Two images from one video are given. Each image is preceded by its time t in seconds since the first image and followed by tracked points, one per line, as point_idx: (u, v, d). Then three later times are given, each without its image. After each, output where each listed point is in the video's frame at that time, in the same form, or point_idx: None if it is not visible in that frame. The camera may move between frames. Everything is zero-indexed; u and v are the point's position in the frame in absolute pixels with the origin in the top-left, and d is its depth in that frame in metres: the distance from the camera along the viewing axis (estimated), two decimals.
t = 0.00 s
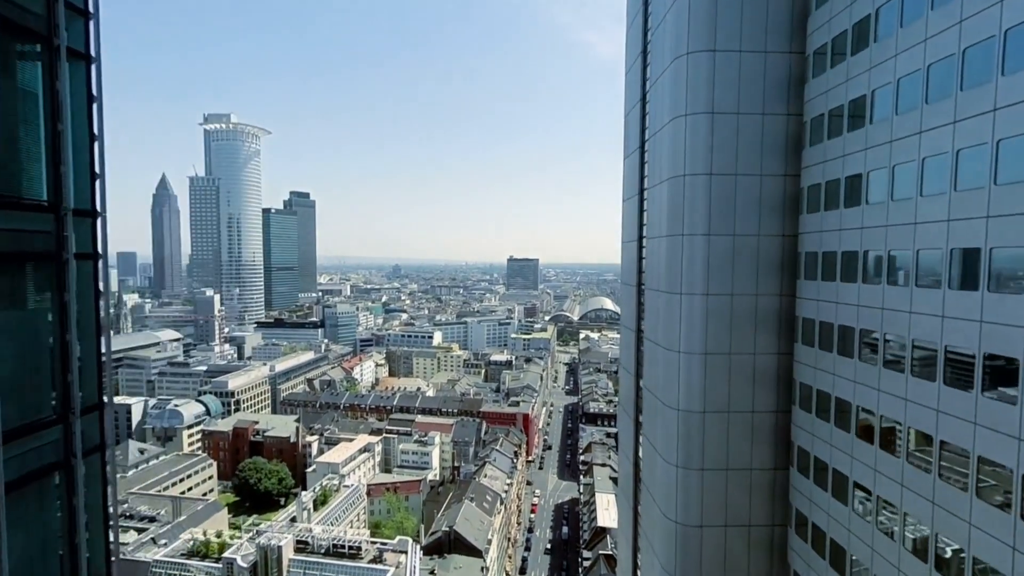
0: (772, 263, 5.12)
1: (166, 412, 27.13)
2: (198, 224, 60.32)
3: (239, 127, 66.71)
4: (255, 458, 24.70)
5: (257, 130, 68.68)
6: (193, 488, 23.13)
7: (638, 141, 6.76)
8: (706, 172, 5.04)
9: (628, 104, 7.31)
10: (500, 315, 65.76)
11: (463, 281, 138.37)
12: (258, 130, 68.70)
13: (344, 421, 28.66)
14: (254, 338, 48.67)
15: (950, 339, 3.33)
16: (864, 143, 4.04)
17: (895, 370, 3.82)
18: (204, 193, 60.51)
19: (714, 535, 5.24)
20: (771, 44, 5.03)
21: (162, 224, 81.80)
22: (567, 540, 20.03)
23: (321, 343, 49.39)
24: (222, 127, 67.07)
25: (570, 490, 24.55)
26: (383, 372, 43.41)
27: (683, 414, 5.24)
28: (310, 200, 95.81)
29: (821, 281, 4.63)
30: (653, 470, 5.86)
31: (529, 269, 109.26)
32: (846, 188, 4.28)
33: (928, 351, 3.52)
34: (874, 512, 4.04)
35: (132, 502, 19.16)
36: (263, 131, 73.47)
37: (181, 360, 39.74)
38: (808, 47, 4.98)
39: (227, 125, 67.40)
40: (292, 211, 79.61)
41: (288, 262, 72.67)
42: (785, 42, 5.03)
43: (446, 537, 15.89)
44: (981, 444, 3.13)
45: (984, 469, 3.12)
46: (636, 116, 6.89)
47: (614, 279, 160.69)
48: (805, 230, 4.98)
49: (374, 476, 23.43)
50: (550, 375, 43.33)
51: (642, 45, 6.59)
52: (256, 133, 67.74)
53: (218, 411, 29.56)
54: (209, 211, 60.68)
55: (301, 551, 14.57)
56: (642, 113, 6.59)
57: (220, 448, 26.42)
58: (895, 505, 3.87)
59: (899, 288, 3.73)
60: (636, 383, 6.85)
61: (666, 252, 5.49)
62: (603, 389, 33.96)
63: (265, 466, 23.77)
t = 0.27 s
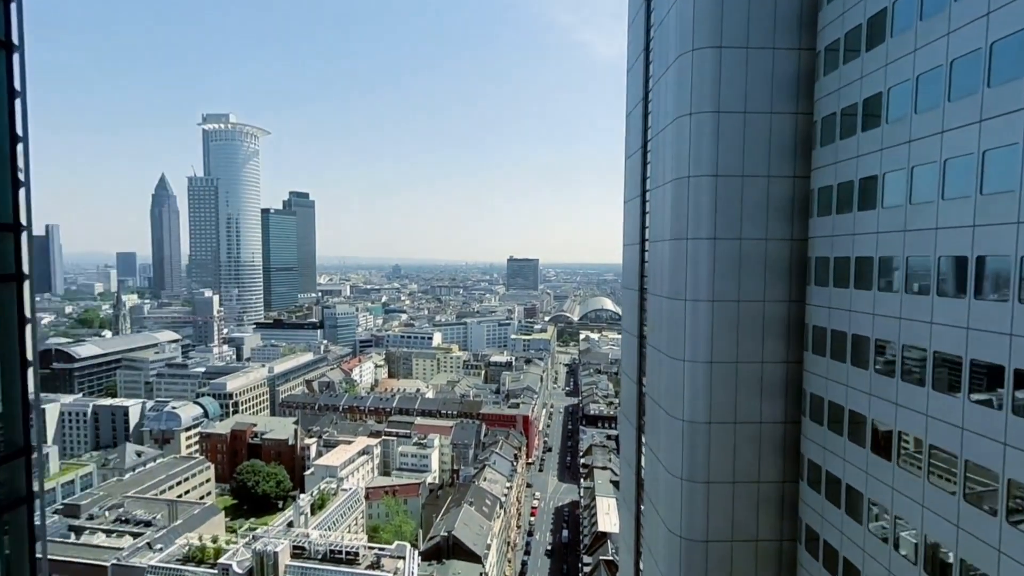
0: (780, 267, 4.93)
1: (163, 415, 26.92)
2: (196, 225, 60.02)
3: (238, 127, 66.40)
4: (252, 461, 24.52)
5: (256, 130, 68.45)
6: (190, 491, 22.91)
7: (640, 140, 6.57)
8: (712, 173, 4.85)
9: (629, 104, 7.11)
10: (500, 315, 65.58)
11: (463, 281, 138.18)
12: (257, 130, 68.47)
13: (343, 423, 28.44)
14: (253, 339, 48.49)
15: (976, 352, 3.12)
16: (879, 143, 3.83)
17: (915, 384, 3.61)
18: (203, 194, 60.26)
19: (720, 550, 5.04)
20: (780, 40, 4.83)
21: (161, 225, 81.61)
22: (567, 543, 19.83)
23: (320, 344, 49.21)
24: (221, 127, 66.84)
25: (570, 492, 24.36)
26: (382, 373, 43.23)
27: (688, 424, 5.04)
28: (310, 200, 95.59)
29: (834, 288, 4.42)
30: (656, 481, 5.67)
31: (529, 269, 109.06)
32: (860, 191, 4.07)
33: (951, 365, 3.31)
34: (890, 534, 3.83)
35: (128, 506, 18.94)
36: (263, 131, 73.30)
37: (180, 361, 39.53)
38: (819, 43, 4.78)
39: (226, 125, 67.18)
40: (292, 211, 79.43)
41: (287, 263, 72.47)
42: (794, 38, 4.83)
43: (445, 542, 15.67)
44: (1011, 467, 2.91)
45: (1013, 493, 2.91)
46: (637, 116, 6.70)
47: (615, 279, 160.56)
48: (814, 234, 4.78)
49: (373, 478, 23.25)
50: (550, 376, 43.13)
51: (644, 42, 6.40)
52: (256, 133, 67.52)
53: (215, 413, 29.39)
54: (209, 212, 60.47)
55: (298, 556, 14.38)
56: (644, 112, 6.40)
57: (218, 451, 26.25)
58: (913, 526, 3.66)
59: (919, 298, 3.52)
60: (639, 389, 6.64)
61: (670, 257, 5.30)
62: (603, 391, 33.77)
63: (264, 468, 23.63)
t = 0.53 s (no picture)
0: (789, 273, 4.74)
1: (160, 417, 26.72)
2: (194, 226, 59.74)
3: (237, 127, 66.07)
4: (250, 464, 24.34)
5: (255, 130, 68.20)
6: (187, 495, 22.72)
7: (642, 141, 6.37)
8: (717, 175, 4.66)
9: (631, 103, 6.92)
10: (499, 315, 65.39)
11: (463, 282, 137.98)
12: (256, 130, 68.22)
13: (341, 425, 28.23)
14: (252, 340, 48.30)
15: (1004, 367, 2.91)
16: (897, 143, 3.62)
17: (936, 400, 3.40)
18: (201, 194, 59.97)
19: (726, 567, 4.85)
20: (789, 36, 4.63)
21: (160, 225, 81.45)
22: (567, 548, 19.62)
23: (319, 345, 49.01)
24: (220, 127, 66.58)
25: (570, 495, 24.16)
26: (382, 375, 43.02)
27: (693, 436, 4.85)
28: (309, 200, 95.35)
29: (847, 295, 4.22)
30: (659, 493, 5.47)
31: (529, 269, 108.89)
32: (876, 193, 3.85)
33: (976, 380, 3.09)
34: (910, 558, 3.60)
35: (124, 510, 18.74)
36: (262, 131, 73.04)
37: (178, 362, 39.32)
38: (831, 40, 4.58)
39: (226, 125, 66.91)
40: (291, 211, 79.25)
41: (286, 263, 72.24)
42: (804, 34, 4.63)
43: (443, 548, 15.46)
44: None
45: None
46: (639, 116, 6.51)
47: (615, 279, 160.40)
48: (825, 239, 4.59)
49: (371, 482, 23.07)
50: (550, 377, 42.94)
51: (646, 39, 6.21)
52: (255, 133, 67.28)
53: (213, 415, 29.22)
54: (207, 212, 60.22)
55: (294, 562, 14.17)
56: (647, 112, 6.21)
57: (215, 453, 26.07)
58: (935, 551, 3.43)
59: (941, 308, 3.31)
60: (641, 397, 6.44)
61: (673, 262, 5.11)
62: (603, 392, 33.54)
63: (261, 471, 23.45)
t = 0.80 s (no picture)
0: (797, 277, 4.58)
1: (158, 418, 26.56)
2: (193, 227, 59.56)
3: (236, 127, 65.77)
4: (249, 466, 24.17)
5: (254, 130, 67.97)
6: (185, 497, 22.57)
7: (644, 140, 6.22)
8: (723, 177, 4.51)
9: (633, 103, 6.77)
10: (499, 316, 65.24)
11: (463, 282, 137.81)
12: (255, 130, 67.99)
13: (340, 427, 28.06)
14: (251, 341, 48.17)
15: None
16: (912, 143, 3.45)
17: (954, 415, 3.22)
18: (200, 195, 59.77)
19: None
20: (795, 33, 4.48)
21: (159, 226, 81.34)
22: (568, 551, 19.44)
23: (318, 346, 48.85)
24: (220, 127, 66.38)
25: (571, 498, 23.97)
26: (381, 376, 42.87)
27: (697, 446, 4.69)
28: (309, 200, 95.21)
29: (859, 301, 4.04)
30: (662, 504, 5.32)
31: (529, 269, 108.76)
32: (889, 196, 3.68)
33: (998, 395, 2.91)
34: None
35: (120, 513, 18.58)
36: (261, 132, 72.85)
37: (176, 363, 39.15)
38: (841, 37, 4.43)
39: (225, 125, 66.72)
40: (291, 211, 79.06)
41: (286, 264, 72.09)
42: (811, 31, 4.48)
43: (442, 552, 15.26)
44: None
45: None
46: (641, 116, 6.36)
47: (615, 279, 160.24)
48: (835, 243, 4.42)
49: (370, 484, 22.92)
50: (550, 378, 42.78)
51: (648, 36, 6.06)
52: (254, 133, 67.08)
53: (212, 417, 29.04)
54: (206, 213, 59.98)
55: (292, 567, 14.02)
56: (649, 112, 6.06)
57: (214, 455, 25.92)
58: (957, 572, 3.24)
59: (960, 317, 3.14)
60: (643, 402, 6.28)
61: (677, 266, 4.96)
62: (604, 394, 33.37)
63: (260, 473, 23.31)
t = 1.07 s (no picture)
0: (808, 283, 4.38)
1: (155, 420, 26.36)
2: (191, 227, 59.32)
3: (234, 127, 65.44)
4: (246, 468, 24.00)
5: (253, 130, 67.72)
6: (182, 500, 22.39)
7: (647, 141, 6.03)
8: (729, 178, 4.32)
9: (635, 102, 6.58)
10: (499, 316, 65.02)
11: (463, 282, 137.61)
12: (254, 130, 67.74)
13: (339, 429, 27.86)
14: (249, 342, 48.01)
15: None
16: (933, 143, 3.25)
17: (983, 432, 3.00)
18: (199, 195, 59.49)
19: None
20: (806, 28, 4.28)
21: (158, 226, 81.17)
22: (568, 554, 19.24)
23: (317, 346, 48.68)
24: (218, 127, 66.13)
25: (571, 500, 23.78)
26: (380, 377, 42.70)
27: (703, 459, 4.50)
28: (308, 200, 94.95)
29: (875, 309, 3.83)
30: (666, 517, 5.12)
31: (529, 269, 108.60)
32: (908, 199, 3.47)
33: None
34: None
35: (115, 518, 18.39)
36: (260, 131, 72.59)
37: (174, 364, 38.95)
38: (854, 32, 4.24)
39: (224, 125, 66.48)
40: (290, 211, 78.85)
41: (285, 264, 71.87)
42: (823, 26, 4.28)
43: (440, 557, 15.07)
44: None
45: None
46: (643, 114, 6.15)
47: (615, 279, 160.07)
48: (847, 247, 4.23)
49: (369, 487, 22.75)
50: (550, 379, 42.57)
51: (651, 32, 5.86)
52: (253, 133, 66.84)
53: (210, 418, 28.87)
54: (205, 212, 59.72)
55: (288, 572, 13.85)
56: (651, 111, 5.86)
57: (211, 457, 25.75)
58: None
59: (988, 329, 2.93)
60: (645, 411, 6.09)
61: (681, 272, 4.78)
62: (604, 395, 33.15)
63: (258, 475, 23.15)
